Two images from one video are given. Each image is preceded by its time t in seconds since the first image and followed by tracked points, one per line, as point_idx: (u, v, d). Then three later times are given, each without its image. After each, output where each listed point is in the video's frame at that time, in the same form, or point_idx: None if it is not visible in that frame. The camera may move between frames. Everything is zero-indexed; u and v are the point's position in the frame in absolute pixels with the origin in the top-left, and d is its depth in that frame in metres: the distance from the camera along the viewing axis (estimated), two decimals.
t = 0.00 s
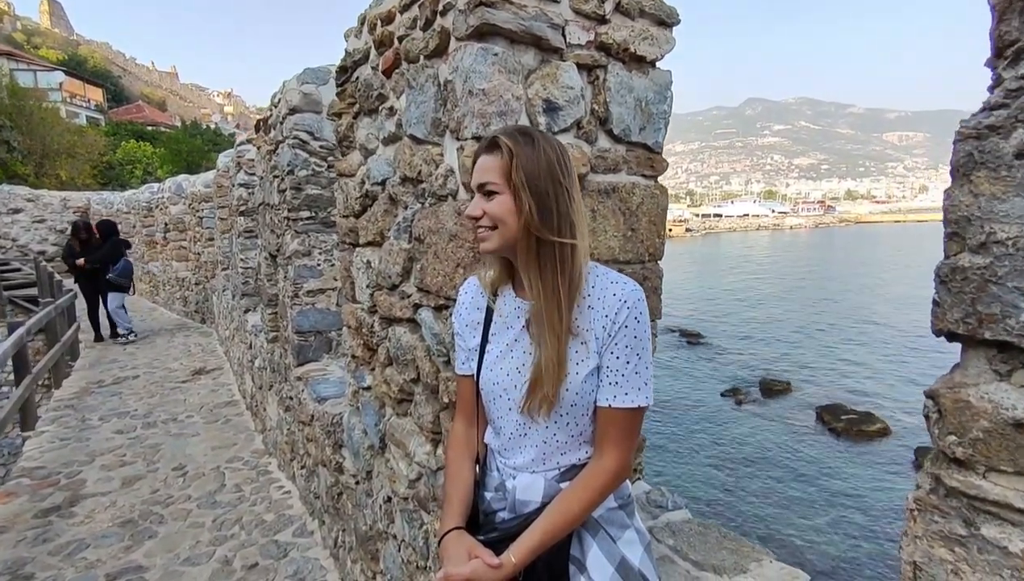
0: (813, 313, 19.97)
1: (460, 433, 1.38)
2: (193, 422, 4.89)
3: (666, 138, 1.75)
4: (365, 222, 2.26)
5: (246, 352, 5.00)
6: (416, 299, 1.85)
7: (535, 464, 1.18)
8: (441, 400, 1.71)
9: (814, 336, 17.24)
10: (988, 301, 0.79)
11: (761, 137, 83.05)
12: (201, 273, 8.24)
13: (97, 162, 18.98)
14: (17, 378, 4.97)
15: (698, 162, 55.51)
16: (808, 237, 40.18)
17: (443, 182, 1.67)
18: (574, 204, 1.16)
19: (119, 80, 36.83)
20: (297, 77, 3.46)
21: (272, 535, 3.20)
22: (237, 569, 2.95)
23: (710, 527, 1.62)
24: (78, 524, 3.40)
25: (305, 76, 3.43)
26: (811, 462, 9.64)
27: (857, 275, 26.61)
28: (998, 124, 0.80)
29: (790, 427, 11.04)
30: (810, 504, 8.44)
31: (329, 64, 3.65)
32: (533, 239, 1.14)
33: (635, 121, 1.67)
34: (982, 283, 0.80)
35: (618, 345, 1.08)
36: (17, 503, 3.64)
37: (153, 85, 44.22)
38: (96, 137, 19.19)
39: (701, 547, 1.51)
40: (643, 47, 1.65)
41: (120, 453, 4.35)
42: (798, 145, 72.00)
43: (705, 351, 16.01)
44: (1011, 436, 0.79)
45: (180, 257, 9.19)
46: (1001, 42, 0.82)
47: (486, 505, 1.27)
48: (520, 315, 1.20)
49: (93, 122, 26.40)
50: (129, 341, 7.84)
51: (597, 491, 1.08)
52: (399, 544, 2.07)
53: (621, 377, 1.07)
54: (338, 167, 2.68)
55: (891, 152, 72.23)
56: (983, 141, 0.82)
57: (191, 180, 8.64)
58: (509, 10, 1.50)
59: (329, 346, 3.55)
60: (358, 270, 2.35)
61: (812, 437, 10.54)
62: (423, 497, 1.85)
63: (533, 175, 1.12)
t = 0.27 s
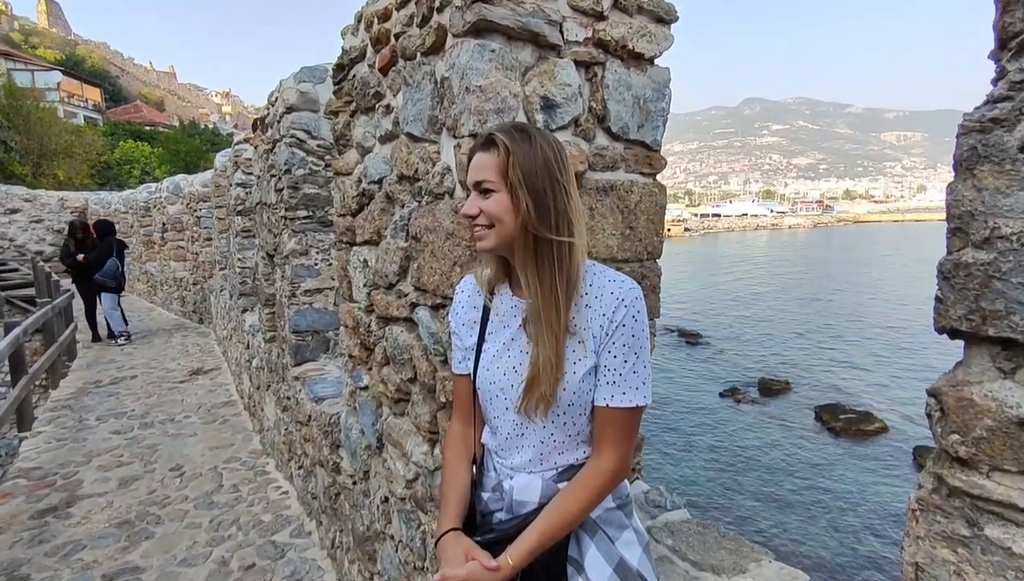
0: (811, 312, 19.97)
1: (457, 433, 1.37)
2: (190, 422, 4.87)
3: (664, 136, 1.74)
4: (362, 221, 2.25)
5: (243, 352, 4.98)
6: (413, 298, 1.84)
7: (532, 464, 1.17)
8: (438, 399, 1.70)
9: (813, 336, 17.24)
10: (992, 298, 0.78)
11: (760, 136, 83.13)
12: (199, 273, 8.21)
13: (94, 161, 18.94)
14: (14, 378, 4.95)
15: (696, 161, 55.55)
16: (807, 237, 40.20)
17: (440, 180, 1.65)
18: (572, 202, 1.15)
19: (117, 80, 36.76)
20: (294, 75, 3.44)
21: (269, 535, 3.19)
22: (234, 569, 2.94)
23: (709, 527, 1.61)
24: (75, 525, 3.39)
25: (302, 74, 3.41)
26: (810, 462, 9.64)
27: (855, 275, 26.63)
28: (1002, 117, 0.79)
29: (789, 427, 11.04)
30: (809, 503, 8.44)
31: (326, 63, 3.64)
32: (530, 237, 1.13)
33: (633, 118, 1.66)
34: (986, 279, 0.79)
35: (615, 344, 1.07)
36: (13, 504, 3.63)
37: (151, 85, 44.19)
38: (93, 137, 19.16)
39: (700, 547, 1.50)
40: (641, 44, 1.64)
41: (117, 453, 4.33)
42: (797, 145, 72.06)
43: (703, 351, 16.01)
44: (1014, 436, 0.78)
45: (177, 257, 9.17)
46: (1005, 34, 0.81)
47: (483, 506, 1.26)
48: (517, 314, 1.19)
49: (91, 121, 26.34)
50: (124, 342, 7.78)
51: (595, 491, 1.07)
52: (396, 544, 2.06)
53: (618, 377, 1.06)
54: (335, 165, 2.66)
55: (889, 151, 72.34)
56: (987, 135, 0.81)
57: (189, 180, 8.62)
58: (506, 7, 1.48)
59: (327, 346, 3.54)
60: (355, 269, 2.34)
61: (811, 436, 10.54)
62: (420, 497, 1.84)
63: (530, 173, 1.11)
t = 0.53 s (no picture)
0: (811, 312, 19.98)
1: (457, 434, 1.36)
2: (190, 422, 4.86)
3: (665, 135, 1.73)
4: (362, 220, 2.24)
5: (243, 352, 4.97)
6: (414, 297, 1.83)
7: (533, 464, 1.17)
8: (439, 399, 1.70)
9: (813, 335, 17.24)
10: (998, 296, 0.78)
11: (759, 136, 83.20)
12: (198, 272, 8.20)
13: (93, 161, 18.92)
14: (13, 378, 4.95)
15: (696, 161, 55.56)
16: (806, 237, 40.21)
17: (440, 178, 1.65)
18: (571, 201, 1.14)
19: (116, 79, 36.72)
20: (294, 75, 3.44)
21: (269, 535, 3.18)
22: (234, 570, 2.93)
23: (710, 527, 1.60)
24: (75, 525, 3.38)
25: (301, 74, 3.40)
26: (810, 461, 9.64)
27: (855, 274, 26.65)
28: (1008, 114, 0.78)
29: (789, 426, 11.04)
30: (809, 502, 8.45)
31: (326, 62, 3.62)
32: (531, 236, 1.12)
33: (634, 117, 1.65)
34: (992, 278, 0.78)
35: (616, 344, 1.06)
36: (13, 504, 3.62)
37: (151, 85, 44.16)
38: (93, 136, 19.14)
39: (701, 546, 1.49)
40: (643, 42, 1.64)
41: (116, 453, 4.33)
42: (797, 144, 72.05)
43: (703, 350, 16.01)
44: (1021, 435, 0.77)
45: (177, 257, 9.16)
46: (1012, 30, 0.81)
47: (483, 506, 1.26)
48: (517, 313, 1.18)
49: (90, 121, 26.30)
50: (124, 342, 7.77)
51: (595, 491, 1.07)
52: (396, 544, 2.05)
53: (619, 376, 1.06)
54: (334, 165, 2.66)
55: (888, 151, 72.40)
56: (993, 131, 0.80)
57: (188, 179, 8.61)
58: (507, 5, 1.48)
59: (327, 346, 3.53)
60: (355, 268, 2.33)
61: (811, 436, 10.54)
62: (421, 497, 1.83)
63: (530, 172, 1.10)
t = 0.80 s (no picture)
0: (812, 311, 19.98)
1: (457, 432, 1.36)
2: (191, 420, 4.87)
3: (665, 133, 1.73)
4: (362, 219, 2.24)
5: (243, 351, 4.97)
6: (413, 295, 1.83)
7: (532, 462, 1.17)
8: (438, 397, 1.70)
9: (813, 334, 17.24)
10: (998, 293, 0.78)
11: (760, 134, 83.15)
12: (199, 271, 8.21)
13: (94, 159, 18.92)
14: (14, 375, 4.95)
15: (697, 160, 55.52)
16: (807, 236, 40.19)
17: (440, 176, 1.64)
18: (570, 198, 1.14)
19: (117, 77, 36.71)
20: (294, 72, 3.43)
21: (269, 533, 3.19)
22: (234, 568, 2.93)
23: (710, 525, 1.60)
24: (75, 523, 3.38)
25: (301, 71, 3.40)
26: (811, 460, 9.64)
27: (855, 273, 26.66)
28: (1009, 110, 0.78)
29: (789, 425, 11.04)
30: (810, 501, 8.45)
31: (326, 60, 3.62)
32: (529, 234, 1.12)
33: (634, 115, 1.65)
34: (992, 275, 0.78)
35: (615, 341, 1.06)
36: (14, 502, 3.63)
37: (152, 83, 44.14)
38: (93, 135, 19.13)
39: (701, 545, 1.49)
40: (643, 39, 1.63)
41: (117, 451, 4.33)
42: (797, 143, 72.01)
43: (703, 349, 16.01)
44: (1020, 432, 0.77)
45: (178, 255, 9.16)
46: (1013, 26, 0.80)
47: (483, 504, 1.26)
48: (517, 311, 1.18)
49: (91, 119, 26.29)
50: (125, 341, 7.79)
51: (595, 488, 1.07)
52: (396, 542, 2.06)
53: (618, 374, 1.06)
54: (335, 163, 2.65)
55: (889, 150, 72.36)
56: (994, 128, 0.80)
57: (189, 178, 8.60)
58: (507, 3, 1.47)
59: (327, 344, 3.53)
60: (355, 266, 2.33)
61: (812, 435, 10.55)
62: (420, 495, 1.83)
63: (529, 169, 1.10)
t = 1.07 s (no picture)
0: (813, 310, 19.97)
1: (450, 430, 1.36)
2: (191, 418, 4.88)
3: (661, 131, 1.73)
4: (359, 216, 2.24)
5: (243, 348, 4.98)
6: (409, 293, 1.83)
7: (525, 459, 1.17)
8: (433, 395, 1.70)
9: (814, 333, 17.22)
10: (981, 289, 0.78)
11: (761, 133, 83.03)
12: (200, 269, 8.23)
13: (95, 158, 18.96)
14: (14, 373, 4.96)
15: (698, 159, 55.48)
16: (808, 235, 40.14)
17: (435, 174, 1.64)
18: (563, 194, 1.14)
19: (118, 76, 36.75)
20: (293, 70, 3.43)
21: (268, 530, 3.19)
22: (232, 565, 2.94)
23: (704, 522, 1.61)
24: (75, 520, 3.39)
25: (300, 70, 3.40)
26: (811, 459, 9.64)
27: (856, 272, 26.65)
28: (993, 106, 0.78)
29: (790, 424, 11.04)
30: (810, 499, 8.45)
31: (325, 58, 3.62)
32: (521, 231, 1.12)
33: (630, 113, 1.65)
34: (976, 271, 0.78)
35: (607, 338, 1.06)
36: (14, 499, 3.64)
37: (154, 82, 44.18)
38: (95, 133, 19.17)
39: (695, 542, 1.49)
40: (637, 38, 1.63)
41: (117, 448, 4.34)
42: (799, 142, 71.91)
43: (704, 348, 16.00)
44: (1002, 428, 0.77)
45: (179, 254, 9.18)
46: (997, 22, 0.81)
47: (476, 501, 1.26)
48: (510, 309, 1.19)
49: (93, 118, 26.32)
50: (126, 339, 7.80)
51: (587, 485, 1.07)
52: (392, 540, 2.06)
53: (610, 371, 1.06)
54: (333, 161, 2.66)
55: (891, 149, 72.20)
56: (978, 124, 0.80)
57: (190, 176, 8.61)
58: None
59: (325, 342, 3.53)
60: (352, 264, 2.34)
61: (812, 433, 10.55)
62: (415, 493, 1.84)
63: (521, 166, 1.10)
